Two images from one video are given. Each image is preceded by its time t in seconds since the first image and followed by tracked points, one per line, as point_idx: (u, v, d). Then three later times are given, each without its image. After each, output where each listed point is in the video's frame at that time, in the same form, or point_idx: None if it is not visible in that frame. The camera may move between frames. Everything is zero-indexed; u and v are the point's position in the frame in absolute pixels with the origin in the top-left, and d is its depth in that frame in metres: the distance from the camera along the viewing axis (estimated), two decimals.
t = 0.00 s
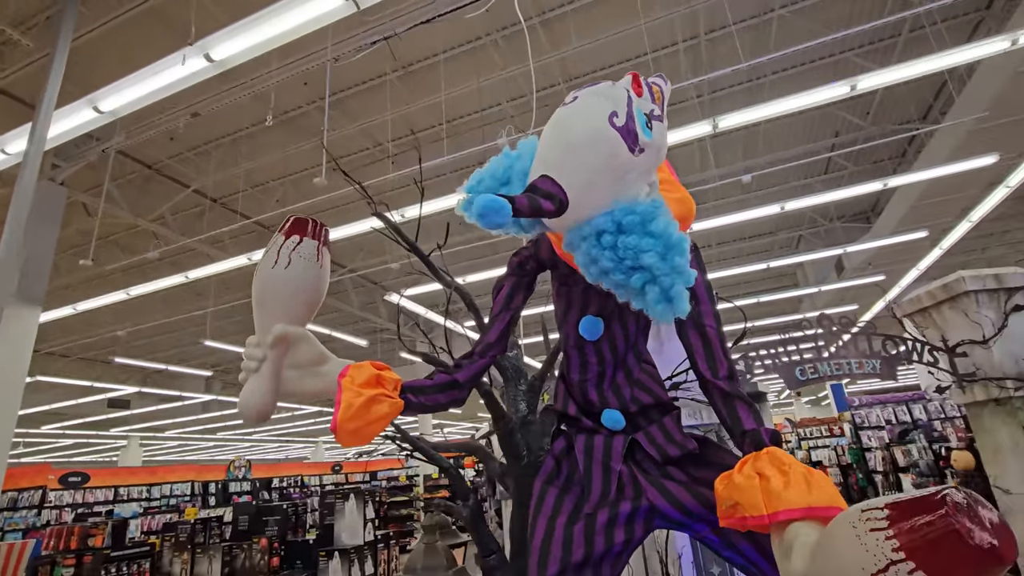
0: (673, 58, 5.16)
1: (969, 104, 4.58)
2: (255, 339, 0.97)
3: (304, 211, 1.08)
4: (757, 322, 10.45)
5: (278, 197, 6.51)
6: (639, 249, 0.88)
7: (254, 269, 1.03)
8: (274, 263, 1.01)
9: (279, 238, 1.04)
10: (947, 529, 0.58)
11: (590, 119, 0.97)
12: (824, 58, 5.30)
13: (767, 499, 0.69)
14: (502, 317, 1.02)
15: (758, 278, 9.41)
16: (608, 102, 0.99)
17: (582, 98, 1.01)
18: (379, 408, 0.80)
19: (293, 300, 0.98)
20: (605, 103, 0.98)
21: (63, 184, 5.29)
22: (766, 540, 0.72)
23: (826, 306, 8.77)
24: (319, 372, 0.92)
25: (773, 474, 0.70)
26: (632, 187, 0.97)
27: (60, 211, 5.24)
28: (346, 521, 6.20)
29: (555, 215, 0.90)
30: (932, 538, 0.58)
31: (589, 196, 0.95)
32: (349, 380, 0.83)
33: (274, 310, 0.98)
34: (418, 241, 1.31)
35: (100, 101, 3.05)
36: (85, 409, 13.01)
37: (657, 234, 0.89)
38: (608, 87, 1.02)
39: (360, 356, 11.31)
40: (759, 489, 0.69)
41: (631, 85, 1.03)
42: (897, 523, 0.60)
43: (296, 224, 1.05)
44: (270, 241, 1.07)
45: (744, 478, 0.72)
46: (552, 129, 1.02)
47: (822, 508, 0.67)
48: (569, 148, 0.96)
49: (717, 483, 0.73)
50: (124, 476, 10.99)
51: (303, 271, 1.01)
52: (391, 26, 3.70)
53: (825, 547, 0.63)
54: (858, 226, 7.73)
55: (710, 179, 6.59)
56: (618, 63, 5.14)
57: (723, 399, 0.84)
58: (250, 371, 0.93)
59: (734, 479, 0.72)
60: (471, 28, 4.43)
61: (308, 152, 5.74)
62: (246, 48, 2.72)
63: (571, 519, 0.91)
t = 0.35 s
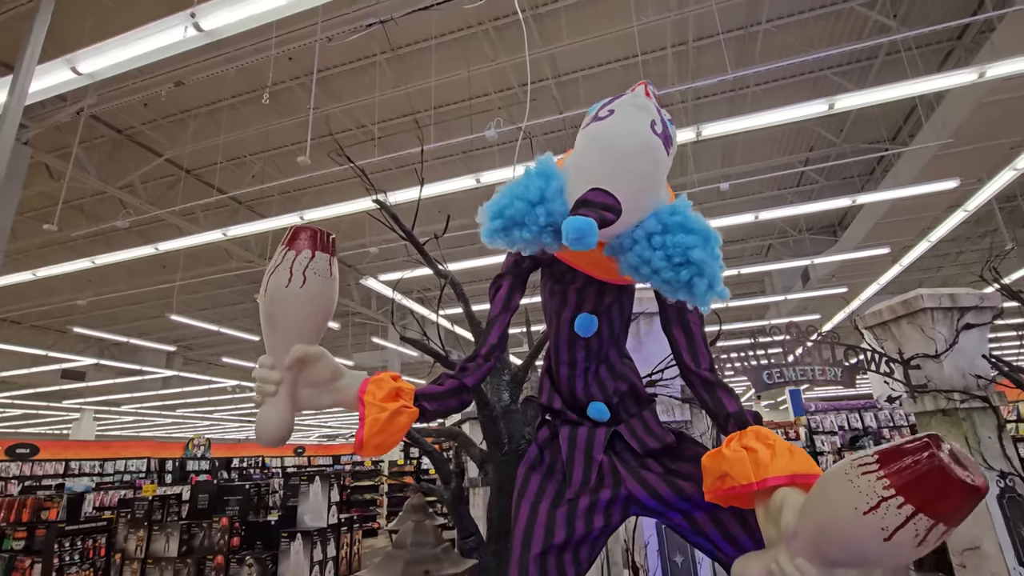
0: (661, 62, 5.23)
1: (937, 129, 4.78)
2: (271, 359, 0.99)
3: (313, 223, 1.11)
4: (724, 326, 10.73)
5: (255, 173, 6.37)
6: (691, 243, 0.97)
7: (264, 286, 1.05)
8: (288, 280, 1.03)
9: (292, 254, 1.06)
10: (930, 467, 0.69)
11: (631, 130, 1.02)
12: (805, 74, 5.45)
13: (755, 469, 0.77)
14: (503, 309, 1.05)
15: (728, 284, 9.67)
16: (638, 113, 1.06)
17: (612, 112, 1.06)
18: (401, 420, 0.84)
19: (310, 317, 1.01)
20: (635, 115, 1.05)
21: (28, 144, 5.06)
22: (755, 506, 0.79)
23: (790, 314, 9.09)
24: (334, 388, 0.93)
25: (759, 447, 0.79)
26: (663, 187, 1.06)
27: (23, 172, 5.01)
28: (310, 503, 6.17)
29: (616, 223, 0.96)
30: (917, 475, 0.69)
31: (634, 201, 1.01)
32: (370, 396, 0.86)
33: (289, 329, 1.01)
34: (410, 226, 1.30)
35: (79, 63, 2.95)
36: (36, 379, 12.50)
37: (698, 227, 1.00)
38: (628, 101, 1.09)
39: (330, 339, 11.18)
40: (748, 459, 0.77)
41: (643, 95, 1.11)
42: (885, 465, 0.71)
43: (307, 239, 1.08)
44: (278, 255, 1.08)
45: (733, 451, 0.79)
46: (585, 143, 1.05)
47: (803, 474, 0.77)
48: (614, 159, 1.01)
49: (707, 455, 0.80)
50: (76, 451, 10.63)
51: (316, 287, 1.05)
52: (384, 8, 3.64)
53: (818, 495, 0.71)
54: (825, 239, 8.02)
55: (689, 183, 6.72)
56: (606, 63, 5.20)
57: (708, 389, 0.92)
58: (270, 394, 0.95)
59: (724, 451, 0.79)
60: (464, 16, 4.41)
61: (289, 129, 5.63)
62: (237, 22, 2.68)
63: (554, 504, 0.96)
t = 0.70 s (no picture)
0: (651, 57, 5.25)
1: (916, 138, 4.89)
2: (260, 374, 1.01)
3: (300, 236, 1.08)
4: (704, 323, 10.89)
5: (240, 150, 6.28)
6: (692, 227, 1.04)
7: (251, 300, 1.02)
8: (278, 299, 1.01)
9: (279, 268, 1.04)
10: (881, 394, 0.78)
11: (631, 134, 1.07)
12: (793, 78, 5.52)
13: (723, 428, 0.84)
14: (477, 306, 1.05)
15: (710, 281, 9.80)
16: (630, 113, 1.09)
17: (606, 115, 1.08)
18: (386, 425, 0.89)
19: (299, 335, 1.02)
20: (627, 118, 1.08)
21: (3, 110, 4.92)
22: (724, 462, 0.86)
23: (768, 313, 9.25)
24: (322, 400, 0.98)
25: (726, 409, 0.86)
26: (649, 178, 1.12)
27: None
28: (286, 483, 6.20)
29: (632, 222, 1.02)
30: (871, 403, 0.78)
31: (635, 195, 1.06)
32: (356, 402, 0.91)
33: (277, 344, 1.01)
34: (388, 212, 1.31)
35: (58, 30, 2.89)
36: (8, 351, 12.26)
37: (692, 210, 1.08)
38: (612, 101, 1.11)
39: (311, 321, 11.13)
40: (717, 421, 0.84)
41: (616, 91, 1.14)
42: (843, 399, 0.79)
43: (293, 252, 1.06)
44: (264, 267, 1.05)
45: (703, 414, 0.86)
46: (586, 149, 1.06)
47: (766, 429, 0.84)
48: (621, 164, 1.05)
49: (676, 421, 0.86)
50: (48, 424, 10.47)
51: (304, 304, 1.04)
52: None
53: (785, 435, 0.79)
54: (805, 241, 8.16)
55: (675, 180, 6.79)
56: (598, 56, 5.21)
57: (673, 367, 1.00)
58: (262, 410, 0.98)
59: (696, 415, 0.85)
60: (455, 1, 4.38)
61: (276, 107, 5.55)
62: None
63: (513, 485, 0.97)
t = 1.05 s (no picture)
0: (650, 44, 5.21)
1: (911, 130, 4.87)
2: (231, 373, 1.04)
3: (268, 239, 1.08)
4: (700, 311, 10.93)
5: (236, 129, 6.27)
6: (657, 201, 1.10)
7: (219, 305, 1.03)
8: (247, 305, 1.02)
9: (244, 273, 1.04)
10: (820, 352, 0.83)
11: (599, 131, 1.08)
12: (792, 66, 5.48)
13: (678, 399, 0.89)
14: (441, 296, 1.08)
15: (707, 270, 9.81)
16: (592, 111, 1.10)
17: (571, 117, 1.09)
18: (353, 417, 0.96)
19: (268, 338, 1.04)
20: (590, 114, 1.09)
21: None
22: (683, 433, 0.93)
23: (763, 303, 9.29)
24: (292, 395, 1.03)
25: (680, 381, 0.92)
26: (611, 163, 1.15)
27: None
28: (280, 461, 6.25)
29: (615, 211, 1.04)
30: (813, 361, 0.82)
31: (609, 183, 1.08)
32: (325, 395, 0.96)
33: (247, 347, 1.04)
34: (360, 199, 1.35)
35: (48, 8, 2.89)
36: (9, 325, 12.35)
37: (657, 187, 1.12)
38: (570, 100, 1.11)
39: (309, 302, 11.19)
40: (672, 392, 0.90)
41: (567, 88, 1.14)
42: (787, 357, 0.83)
43: (258, 255, 1.06)
44: (231, 271, 1.05)
45: (657, 386, 0.92)
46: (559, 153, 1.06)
47: (718, 396, 0.90)
48: (597, 161, 1.06)
49: (636, 396, 0.93)
50: (49, 399, 10.61)
51: (274, 309, 1.06)
52: None
53: (734, 396, 0.84)
54: (802, 232, 8.15)
55: (672, 168, 6.78)
56: (596, 41, 5.16)
57: (630, 346, 1.06)
58: (234, 407, 1.03)
59: (653, 388, 0.92)
60: None
61: (271, 87, 5.54)
62: None
63: (466, 461, 1.02)
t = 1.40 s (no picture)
0: (648, 26, 5.16)
1: (910, 114, 4.84)
2: (227, 395, 1.00)
3: (257, 261, 1.01)
4: (701, 295, 10.94)
5: (234, 113, 6.27)
6: (620, 167, 1.16)
7: (212, 335, 0.96)
8: (242, 333, 0.96)
9: (234, 299, 0.97)
10: (765, 277, 0.91)
11: (575, 123, 1.08)
12: (793, 49, 5.42)
13: (643, 348, 0.96)
14: (415, 287, 1.12)
15: (707, 255, 9.80)
16: (561, 105, 1.09)
17: (544, 116, 1.07)
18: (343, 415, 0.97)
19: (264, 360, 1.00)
20: (558, 106, 1.09)
21: None
22: (651, 382, 0.98)
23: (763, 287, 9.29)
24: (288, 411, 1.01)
25: (645, 334, 0.98)
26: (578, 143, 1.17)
27: None
28: (282, 441, 6.45)
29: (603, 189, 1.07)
30: (763, 287, 0.90)
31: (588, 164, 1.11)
32: (313, 396, 0.96)
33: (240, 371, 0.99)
34: (342, 185, 1.42)
35: None
36: (15, 309, 12.50)
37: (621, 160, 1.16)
38: (535, 96, 1.10)
39: (311, 286, 11.29)
40: (637, 343, 0.96)
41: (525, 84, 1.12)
42: (737, 285, 0.90)
43: (247, 277, 0.98)
44: (219, 297, 0.98)
45: (626, 340, 0.98)
46: (541, 151, 1.05)
47: (679, 341, 0.97)
48: (578, 152, 1.06)
49: (605, 352, 0.98)
50: (57, 381, 10.78)
51: (267, 332, 1.00)
52: None
53: (692, 329, 0.91)
54: (802, 216, 8.12)
55: (671, 151, 6.74)
56: (594, 23, 5.12)
57: (596, 315, 1.10)
58: (232, 427, 1.00)
59: (621, 342, 0.98)
60: None
61: (269, 70, 5.53)
62: None
63: (437, 437, 1.08)
